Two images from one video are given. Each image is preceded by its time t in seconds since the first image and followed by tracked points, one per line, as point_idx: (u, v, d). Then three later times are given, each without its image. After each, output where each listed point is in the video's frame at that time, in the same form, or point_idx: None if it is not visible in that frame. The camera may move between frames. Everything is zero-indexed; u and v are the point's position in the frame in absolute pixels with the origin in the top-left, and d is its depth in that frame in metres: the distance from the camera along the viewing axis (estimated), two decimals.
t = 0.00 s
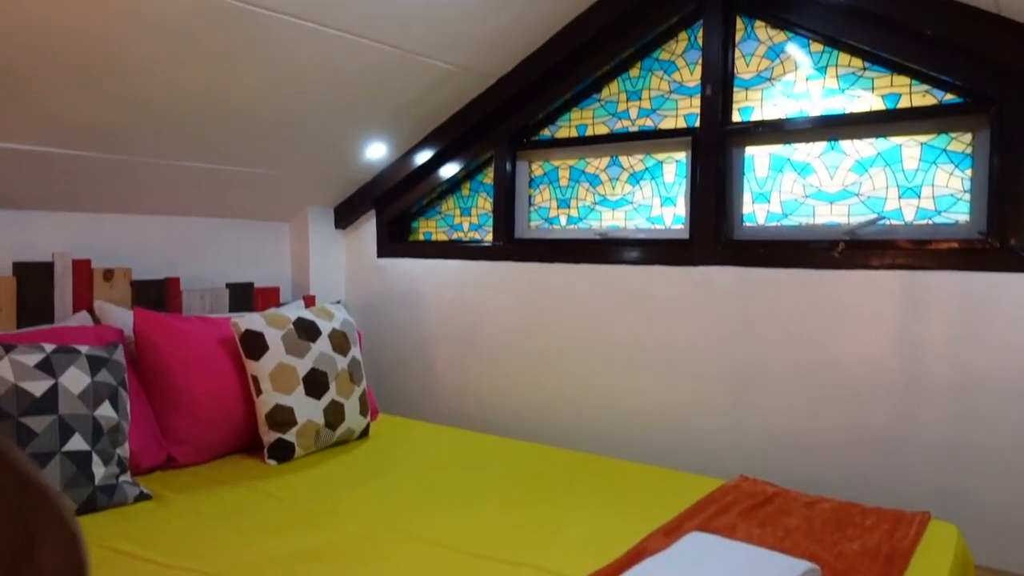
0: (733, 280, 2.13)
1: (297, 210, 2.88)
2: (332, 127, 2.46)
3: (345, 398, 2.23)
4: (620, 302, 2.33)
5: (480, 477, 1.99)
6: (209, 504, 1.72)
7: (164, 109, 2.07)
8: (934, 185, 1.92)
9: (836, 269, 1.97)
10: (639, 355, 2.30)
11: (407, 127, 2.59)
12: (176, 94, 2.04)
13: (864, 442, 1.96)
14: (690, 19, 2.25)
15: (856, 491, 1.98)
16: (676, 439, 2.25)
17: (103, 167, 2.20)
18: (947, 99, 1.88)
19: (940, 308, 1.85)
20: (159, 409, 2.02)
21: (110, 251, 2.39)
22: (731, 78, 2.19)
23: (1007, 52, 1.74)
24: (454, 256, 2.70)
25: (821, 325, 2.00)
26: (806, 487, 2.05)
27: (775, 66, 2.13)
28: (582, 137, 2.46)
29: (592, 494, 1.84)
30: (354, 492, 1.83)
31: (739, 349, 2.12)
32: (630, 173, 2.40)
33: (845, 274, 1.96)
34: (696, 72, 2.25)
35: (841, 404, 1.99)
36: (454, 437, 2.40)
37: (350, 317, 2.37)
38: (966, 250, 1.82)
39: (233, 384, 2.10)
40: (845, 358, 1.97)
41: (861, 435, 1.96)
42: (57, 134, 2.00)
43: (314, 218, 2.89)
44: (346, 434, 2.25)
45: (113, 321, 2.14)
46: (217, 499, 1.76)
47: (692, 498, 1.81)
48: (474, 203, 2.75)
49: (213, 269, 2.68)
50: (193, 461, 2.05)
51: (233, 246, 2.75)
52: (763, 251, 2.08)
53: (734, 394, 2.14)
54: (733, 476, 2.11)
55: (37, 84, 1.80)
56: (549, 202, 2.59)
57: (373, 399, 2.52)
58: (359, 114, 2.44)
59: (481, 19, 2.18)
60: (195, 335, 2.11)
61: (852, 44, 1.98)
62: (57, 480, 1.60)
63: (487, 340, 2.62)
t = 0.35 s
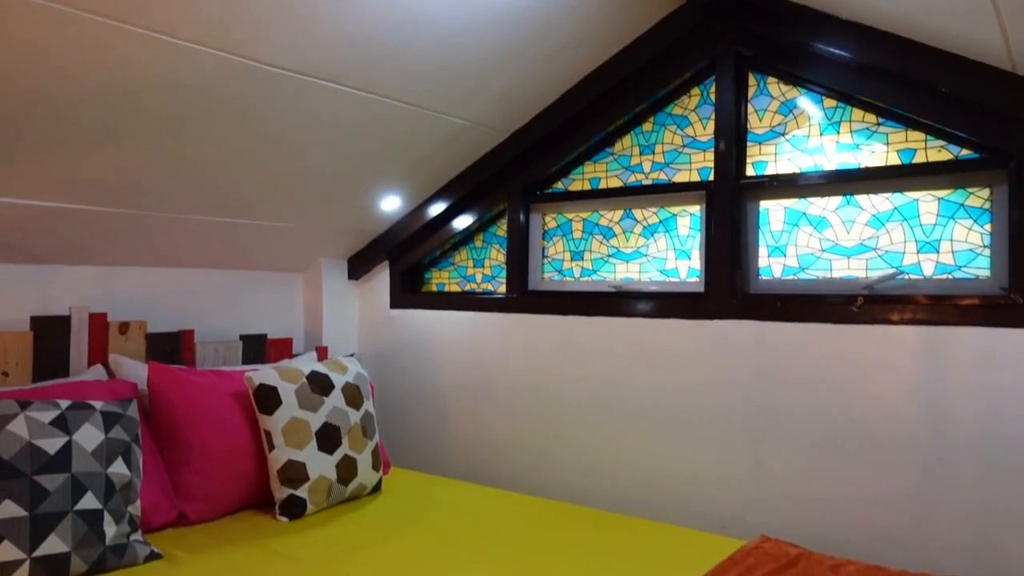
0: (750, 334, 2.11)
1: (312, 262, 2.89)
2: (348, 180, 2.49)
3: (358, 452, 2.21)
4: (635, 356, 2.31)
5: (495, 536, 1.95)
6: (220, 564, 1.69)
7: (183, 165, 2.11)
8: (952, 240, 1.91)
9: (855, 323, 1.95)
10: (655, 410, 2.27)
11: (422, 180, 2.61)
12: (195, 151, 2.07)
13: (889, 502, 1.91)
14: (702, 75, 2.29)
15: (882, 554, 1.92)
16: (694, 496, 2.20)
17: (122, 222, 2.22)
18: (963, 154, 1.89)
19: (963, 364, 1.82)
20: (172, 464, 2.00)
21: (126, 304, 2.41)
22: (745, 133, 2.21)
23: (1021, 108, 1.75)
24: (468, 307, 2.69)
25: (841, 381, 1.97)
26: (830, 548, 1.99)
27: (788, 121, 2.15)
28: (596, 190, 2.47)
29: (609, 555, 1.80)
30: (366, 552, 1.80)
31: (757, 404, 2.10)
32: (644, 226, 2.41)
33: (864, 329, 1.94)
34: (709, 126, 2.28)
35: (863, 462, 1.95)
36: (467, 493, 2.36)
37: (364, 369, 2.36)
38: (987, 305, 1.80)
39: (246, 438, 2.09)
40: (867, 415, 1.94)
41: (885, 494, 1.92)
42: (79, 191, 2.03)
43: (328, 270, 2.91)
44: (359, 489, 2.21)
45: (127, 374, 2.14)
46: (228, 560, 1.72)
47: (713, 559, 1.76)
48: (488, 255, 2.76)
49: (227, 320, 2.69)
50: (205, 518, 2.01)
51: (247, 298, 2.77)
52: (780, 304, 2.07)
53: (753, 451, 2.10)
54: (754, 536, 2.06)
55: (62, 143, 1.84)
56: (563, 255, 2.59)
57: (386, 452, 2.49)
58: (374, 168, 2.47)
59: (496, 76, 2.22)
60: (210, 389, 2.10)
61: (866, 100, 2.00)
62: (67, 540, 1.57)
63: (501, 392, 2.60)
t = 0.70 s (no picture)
0: (764, 371, 2.08)
1: (320, 295, 2.89)
2: (357, 215, 2.49)
3: (365, 490, 2.18)
4: (647, 391, 2.28)
5: None
6: None
7: (193, 201, 2.11)
8: (968, 275, 1.88)
9: (871, 360, 1.92)
10: (667, 446, 2.23)
11: (431, 214, 2.61)
12: (204, 188, 2.08)
13: (910, 545, 1.86)
14: (711, 109, 2.29)
15: None
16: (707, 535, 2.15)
17: (132, 258, 2.23)
18: (978, 189, 1.87)
19: (982, 402, 1.78)
20: (177, 502, 1.98)
21: (134, 338, 2.40)
22: (755, 167, 2.20)
23: None
24: (476, 341, 2.67)
25: (858, 418, 1.94)
26: None
27: (799, 155, 2.14)
28: (605, 223, 2.46)
29: None
30: None
31: (772, 442, 2.06)
32: (655, 260, 2.39)
33: (880, 365, 1.91)
34: (719, 160, 2.27)
35: (882, 503, 1.90)
36: (476, 531, 2.32)
37: (372, 405, 2.34)
38: (1006, 342, 1.76)
39: (252, 476, 2.06)
40: (884, 453, 1.90)
41: (906, 536, 1.86)
42: (89, 228, 2.04)
43: (337, 303, 2.90)
44: (366, 527, 2.17)
45: (134, 411, 2.13)
46: None
47: None
48: (497, 288, 2.74)
49: (235, 354, 2.68)
50: (209, 558, 1.98)
51: (255, 331, 2.76)
52: (793, 339, 2.04)
53: (768, 490, 2.06)
54: None
55: (72, 181, 1.85)
56: (572, 288, 2.57)
57: (393, 488, 2.45)
58: (383, 202, 2.47)
59: (504, 112, 2.23)
60: (217, 426, 2.08)
61: (877, 134, 1.99)
62: None
63: (510, 427, 2.57)
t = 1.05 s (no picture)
0: (768, 384, 2.05)
1: (320, 308, 2.87)
2: (356, 227, 2.47)
3: (364, 506, 2.15)
4: (649, 405, 2.25)
5: None
6: None
7: (190, 214, 2.10)
8: (975, 286, 1.86)
9: (877, 373, 1.89)
10: (669, 461, 2.20)
11: (431, 227, 2.59)
12: (202, 200, 2.06)
13: (919, 563, 1.82)
14: (713, 120, 2.28)
15: None
16: (710, 552, 2.12)
17: (129, 272, 2.21)
18: (984, 200, 1.86)
19: (989, 416, 1.76)
20: (173, 519, 1.95)
21: (130, 353, 2.38)
22: (758, 178, 2.19)
23: None
24: (476, 354, 2.65)
25: (864, 432, 1.91)
26: None
27: (802, 166, 2.13)
28: (606, 235, 2.44)
29: None
30: None
31: (777, 456, 2.02)
32: (656, 272, 2.36)
33: (885, 379, 1.88)
34: (721, 172, 2.25)
35: (890, 519, 1.86)
36: (476, 547, 2.28)
37: (370, 419, 2.31)
38: (1013, 355, 1.74)
39: (249, 493, 2.03)
40: (890, 467, 1.87)
41: (915, 554, 1.83)
42: (85, 242, 2.02)
43: (336, 316, 2.88)
44: (364, 543, 2.14)
45: (130, 425, 2.10)
46: None
47: None
48: (497, 300, 2.71)
49: (232, 368, 2.66)
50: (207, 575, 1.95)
51: (254, 345, 2.74)
52: (798, 352, 2.01)
53: (772, 504, 2.02)
54: None
55: (68, 194, 1.83)
56: (573, 300, 2.54)
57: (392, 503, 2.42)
58: (383, 215, 2.45)
59: (504, 123, 2.21)
60: (213, 442, 2.05)
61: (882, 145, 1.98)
62: None
63: (511, 441, 2.54)
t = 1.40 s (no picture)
0: (760, 381, 2.00)
1: (309, 307, 2.83)
2: (343, 225, 2.44)
3: (347, 505, 2.11)
4: (639, 404, 2.21)
5: None
6: None
7: (172, 210, 2.06)
8: (970, 279, 1.81)
9: (870, 368, 1.84)
10: (660, 460, 2.15)
11: (420, 224, 2.56)
12: (183, 195, 2.03)
13: (915, 564, 1.76)
14: (704, 114, 2.24)
15: None
16: (702, 552, 2.07)
17: (111, 268, 2.17)
18: (980, 189, 1.80)
19: (986, 412, 1.71)
20: (151, 518, 1.91)
21: (114, 352, 2.35)
22: (749, 172, 2.14)
23: None
24: (466, 353, 2.60)
25: (858, 429, 1.86)
26: None
27: (794, 159, 2.08)
28: (597, 231, 2.40)
29: None
30: None
31: (770, 455, 1.98)
32: (647, 268, 2.32)
33: (879, 374, 1.83)
34: (712, 166, 2.21)
35: (885, 518, 1.81)
36: (464, 548, 2.24)
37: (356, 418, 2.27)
38: (1011, 348, 1.69)
39: (230, 492, 1.99)
40: (885, 464, 1.82)
41: (910, 554, 1.78)
42: (64, 238, 1.99)
43: (325, 316, 2.84)
44: (348, 544, 2.10)
45: (110, 424, 2.07)
46: None
47: None
48: (488, 299, 2.67)
49: (219, 368, 2.62)
50: None
51: (241, 345, 2.70)
52: (790, 348, 1.97)
53: (765, 504, 1.98)
54: None
55: (46, 188, 1.80)
56: (563, 298, 2.50)
57: (379, 503, 2.38)
58: (370, 211, 2.42)
59: (491, 117, 2.18)
60: (194, 440, 2.01)
61: (875, 136, 1.94)
62: None
63: (500, 442, 2.49)
